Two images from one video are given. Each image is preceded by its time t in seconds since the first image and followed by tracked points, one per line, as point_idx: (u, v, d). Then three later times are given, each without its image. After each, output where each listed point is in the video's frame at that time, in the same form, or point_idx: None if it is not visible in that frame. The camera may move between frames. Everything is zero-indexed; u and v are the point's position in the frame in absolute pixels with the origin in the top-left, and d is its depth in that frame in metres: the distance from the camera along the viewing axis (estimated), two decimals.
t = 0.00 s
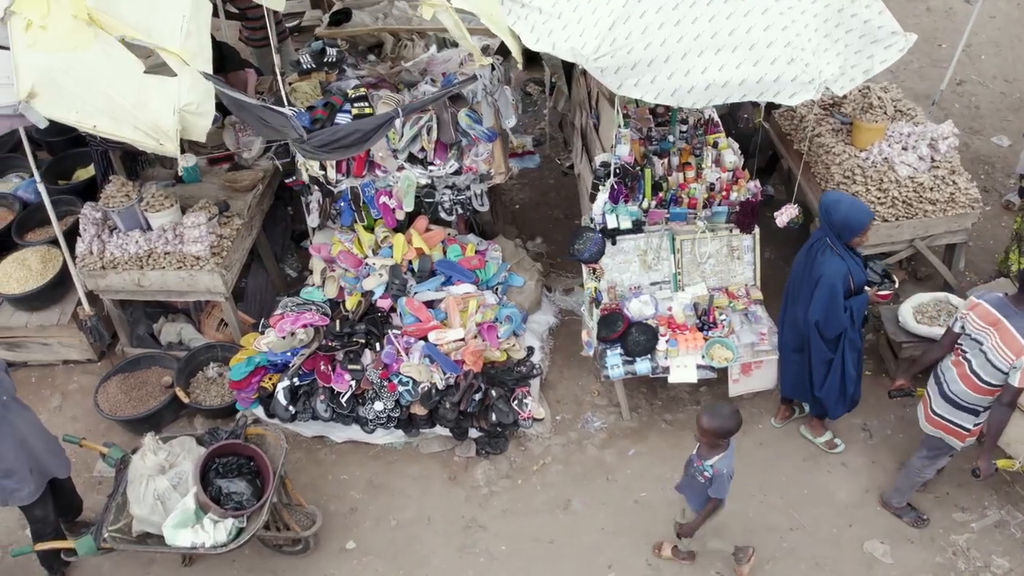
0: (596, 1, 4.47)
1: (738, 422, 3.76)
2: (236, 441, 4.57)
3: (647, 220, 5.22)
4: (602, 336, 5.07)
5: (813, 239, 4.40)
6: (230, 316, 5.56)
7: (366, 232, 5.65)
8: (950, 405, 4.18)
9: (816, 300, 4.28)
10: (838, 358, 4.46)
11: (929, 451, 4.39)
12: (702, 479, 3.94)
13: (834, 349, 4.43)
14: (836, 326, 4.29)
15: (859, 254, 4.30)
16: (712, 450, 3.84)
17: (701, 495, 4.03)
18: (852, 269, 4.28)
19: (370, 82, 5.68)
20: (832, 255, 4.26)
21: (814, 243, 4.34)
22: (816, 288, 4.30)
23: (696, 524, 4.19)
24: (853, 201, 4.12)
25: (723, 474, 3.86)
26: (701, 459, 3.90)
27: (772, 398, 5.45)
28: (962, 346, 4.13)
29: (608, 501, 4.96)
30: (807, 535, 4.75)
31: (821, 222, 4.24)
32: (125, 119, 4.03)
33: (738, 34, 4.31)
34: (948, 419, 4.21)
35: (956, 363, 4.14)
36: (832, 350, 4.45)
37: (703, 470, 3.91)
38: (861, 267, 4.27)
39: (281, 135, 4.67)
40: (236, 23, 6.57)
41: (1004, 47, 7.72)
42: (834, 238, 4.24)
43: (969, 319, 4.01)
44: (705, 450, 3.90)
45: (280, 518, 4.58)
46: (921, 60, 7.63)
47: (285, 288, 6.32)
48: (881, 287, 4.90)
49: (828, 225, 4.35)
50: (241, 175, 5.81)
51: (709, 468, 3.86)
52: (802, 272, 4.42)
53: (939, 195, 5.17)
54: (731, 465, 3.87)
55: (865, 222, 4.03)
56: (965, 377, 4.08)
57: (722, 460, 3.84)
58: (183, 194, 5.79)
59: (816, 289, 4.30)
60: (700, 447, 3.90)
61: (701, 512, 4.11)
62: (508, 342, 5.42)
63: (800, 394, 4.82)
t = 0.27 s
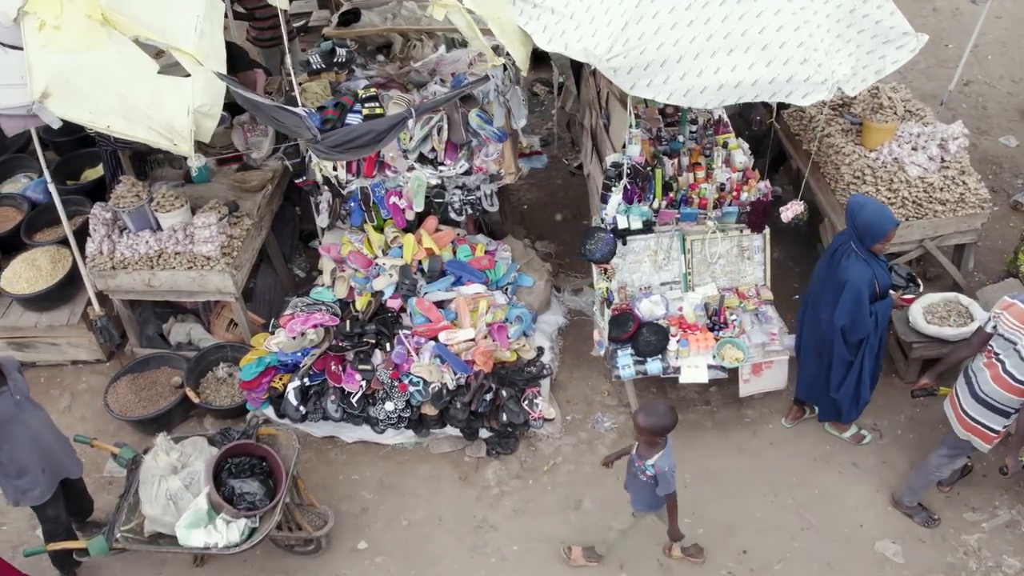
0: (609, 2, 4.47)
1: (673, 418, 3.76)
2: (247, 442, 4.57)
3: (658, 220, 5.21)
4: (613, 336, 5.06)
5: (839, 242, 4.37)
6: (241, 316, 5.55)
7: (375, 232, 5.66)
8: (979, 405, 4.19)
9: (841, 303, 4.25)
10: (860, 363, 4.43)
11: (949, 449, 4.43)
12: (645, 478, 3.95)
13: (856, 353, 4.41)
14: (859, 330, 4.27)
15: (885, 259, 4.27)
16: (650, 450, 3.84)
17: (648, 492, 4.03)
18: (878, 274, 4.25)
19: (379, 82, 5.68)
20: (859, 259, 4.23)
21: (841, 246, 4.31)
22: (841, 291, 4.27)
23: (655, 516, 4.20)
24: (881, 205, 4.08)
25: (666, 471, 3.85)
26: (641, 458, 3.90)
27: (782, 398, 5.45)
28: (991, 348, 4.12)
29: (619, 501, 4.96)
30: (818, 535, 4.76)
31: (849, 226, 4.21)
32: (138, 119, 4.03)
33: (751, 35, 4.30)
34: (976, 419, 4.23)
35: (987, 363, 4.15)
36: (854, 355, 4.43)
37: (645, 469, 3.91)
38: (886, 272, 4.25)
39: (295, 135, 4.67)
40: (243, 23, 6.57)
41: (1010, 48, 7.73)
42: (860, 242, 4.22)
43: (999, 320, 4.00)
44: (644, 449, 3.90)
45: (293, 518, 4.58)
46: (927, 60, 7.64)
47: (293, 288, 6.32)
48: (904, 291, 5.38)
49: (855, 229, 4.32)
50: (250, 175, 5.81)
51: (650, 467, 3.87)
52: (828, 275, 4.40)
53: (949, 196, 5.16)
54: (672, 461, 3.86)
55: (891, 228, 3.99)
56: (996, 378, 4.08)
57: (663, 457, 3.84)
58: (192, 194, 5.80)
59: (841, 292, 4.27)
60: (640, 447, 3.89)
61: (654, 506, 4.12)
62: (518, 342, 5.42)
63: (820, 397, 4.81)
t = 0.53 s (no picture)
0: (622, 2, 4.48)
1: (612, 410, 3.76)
2: (258, 442, 4.57)
3: (669, 220, 5.25)
4: (625, 336, 5.06)
5: (866, 248, 4.42)
6: (251, 316, 5.55)
7: (385, 232, 5.66)
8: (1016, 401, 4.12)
9: (872, 309, 4.29)
10: (892, 367, 4.46)
11: (989, 445, 4.39)
12: (590, 471, 3.94)
13: (888, 359, 4.44)
14: (892, 335, 4.30)
15: (913, 263, 4.32)
16: (592, 442, 3.84)
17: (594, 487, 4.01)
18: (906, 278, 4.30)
19: (388, 82, 5.69)
20: (888, 264, 4.27)
21: (869, 252, 4.36)
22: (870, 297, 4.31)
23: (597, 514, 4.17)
24: (908, 209, 4.13)
25: (607, 464, 3.83)
26: (585, 451, 3.90)
27: (792, 398, 5.46)
28: None
29: (631, 501, 4.97)
30: (830, 534, 4.76)
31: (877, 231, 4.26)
32: (153, 119, 4.02)
33: (764, 35, 4.30)
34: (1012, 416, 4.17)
35: (1022, 357, 4.09)
36: (885, 360, 4.46)
37: (589, 462, 3.91)
38: (915, 276, 4.29)
39: (308, 136, 4.65)
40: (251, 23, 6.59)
41: (1018, 48, 7.74)
42: (888, 247, 4.26)
43: None
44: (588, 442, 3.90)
45: (305, 519, 4.57)
46: (935, 60, 7.65)
47: (302, 288, 6.32)
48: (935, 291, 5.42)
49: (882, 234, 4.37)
50: (260, 176, 5.81)
51: (592, 460, 3.86)
52: (856, 281, 4.43)
53: (960, 196, 5.14)
54: (614, 453, 3.85)
55: (921, 233, 4.04)
56: None
57: (603, 451, 3.84)
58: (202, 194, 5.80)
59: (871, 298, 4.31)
60: (582, 440, 3.88)
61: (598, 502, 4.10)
62: (529, 342, 5.41)
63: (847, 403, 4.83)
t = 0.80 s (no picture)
0: (636, 2, 4.48)
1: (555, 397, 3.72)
2: (271, 442, 4.58)
3: (681, 220, 5.24)
4: (636, 336, 5.06)
5: (894, 250, 4.46)
6: (262, 317, 5.55)
7: (396, 232, 5.68)
8: None
9: (896, 310, 4.32)
10: (915, 371, 4.47)
11: None
12: (534, 463, 3.86)
13: (911, 363, 4.46)
14: (914, 337, 4.32)
15: (940, 267, 4.35)
16: (537, 431, 3.77)
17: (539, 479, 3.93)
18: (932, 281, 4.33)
19: (398, 82, 5.70)
20: (913, 266, 4.32)
21: (896, 253, 4.41)
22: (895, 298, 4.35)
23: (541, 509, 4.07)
24: (937, 211, 4.18)
25: (552, 453, 3.77)
26: (528, 441, 3.83)
27: (803, 398, 5.46)
28: None
29: (643, 501, 4.97)
30: (842, 534, 4.75)
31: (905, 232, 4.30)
32: (168, 120, 4.02)
33: (778, 36, 4.30)
34: None
35: None
36: (908, 363, 4.47)
37: (533, 452, 3.83)
38: (941, 279, 4.32)
39: (324, 137, 4.73)
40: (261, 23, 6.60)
41: None
42: (915, 249, 4.30)
43: None
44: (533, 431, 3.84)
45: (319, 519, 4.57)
46: (942, 60, 7.66)
47: (312, 288, 6.33)
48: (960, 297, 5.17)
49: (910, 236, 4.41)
50: (270, 176, 5.81)
51: (536, 449, 3.78)
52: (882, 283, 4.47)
53: (971, 196, 5.13)
54: (559, 441, 3.80)
55: (947, 235, 4.07)
56: None
57: (547, 439, 3.77)
58: (212, 195, 5.79)
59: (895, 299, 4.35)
60: (527, 431, 3.82)
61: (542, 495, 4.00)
62: (540, 342, 5.40)
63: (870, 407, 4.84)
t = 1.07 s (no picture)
0: (650, 3, 4.48)
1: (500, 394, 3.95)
2: (287, 441, 4.57)
3: (692, 220, 5.23)
4: (648, 336, 5.07)
5: (922, 248, 4.51)
6: (273, 317, 5.56)
7: (407, 232, 5.67)
8: None
9: (921, 307, 4.36)
10: (932, 370, 4.52)
11: None
12: (505, 461, 4.06)
13: (929, 362, 4.50)
14: (936, 337, 4.36)
15: (967, 268, 4.40)
16: (498, 433, 3.97)
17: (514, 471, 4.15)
18: (957, 281, 4.38)
19: (409, 82, 5.70)
20: (941, 264, 4.37)
21: (924, 251, 4.45)
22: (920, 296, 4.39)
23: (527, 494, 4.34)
24: (970, 211, 4.23)
25: (520, 441, 4.02)
26: (495, 444, 4.00)
27: (815, 398, 5.46)
28: None
29: (656, 501, 4.97)
30: (855, 534, 4.75)
31: (936, 231, 4.35)
32: (184, 120, 4.02)
33: (792, 36, 4.31)
34: None
35: None
36: (926, 362, 4.51)
37: (502, 452, 4.03)
38: (967, 280, 4.37)
39: (340, 136, 4.81)
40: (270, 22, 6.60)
41: None
42: (944, 248, 4.35)
43: None
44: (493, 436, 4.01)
45: (333, 518, 4.58)
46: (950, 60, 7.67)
47: (322, 288, 6.33)
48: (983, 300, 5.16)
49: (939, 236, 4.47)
50: (280, 175, 5.81)
51: (507, 447, 3.99)
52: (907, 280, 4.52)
53: (983, 196, 5.14)
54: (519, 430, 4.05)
55: (976, 234, 4.13)
56: None
57: (511, 433, 4.00)
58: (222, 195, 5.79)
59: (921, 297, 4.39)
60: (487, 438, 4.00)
61: (519, 482, 4.26)
62: (552, 342, 5.40)
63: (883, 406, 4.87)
